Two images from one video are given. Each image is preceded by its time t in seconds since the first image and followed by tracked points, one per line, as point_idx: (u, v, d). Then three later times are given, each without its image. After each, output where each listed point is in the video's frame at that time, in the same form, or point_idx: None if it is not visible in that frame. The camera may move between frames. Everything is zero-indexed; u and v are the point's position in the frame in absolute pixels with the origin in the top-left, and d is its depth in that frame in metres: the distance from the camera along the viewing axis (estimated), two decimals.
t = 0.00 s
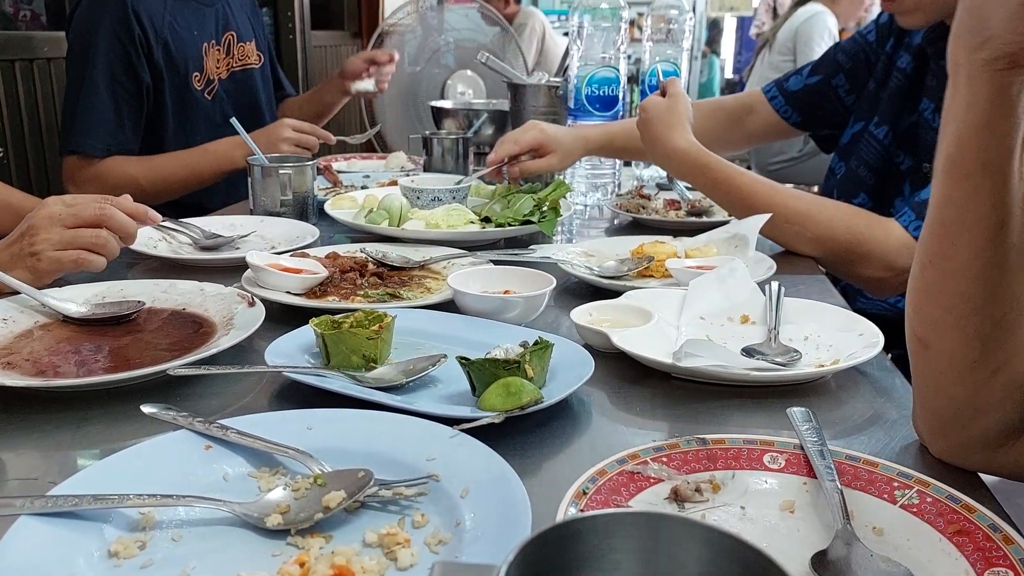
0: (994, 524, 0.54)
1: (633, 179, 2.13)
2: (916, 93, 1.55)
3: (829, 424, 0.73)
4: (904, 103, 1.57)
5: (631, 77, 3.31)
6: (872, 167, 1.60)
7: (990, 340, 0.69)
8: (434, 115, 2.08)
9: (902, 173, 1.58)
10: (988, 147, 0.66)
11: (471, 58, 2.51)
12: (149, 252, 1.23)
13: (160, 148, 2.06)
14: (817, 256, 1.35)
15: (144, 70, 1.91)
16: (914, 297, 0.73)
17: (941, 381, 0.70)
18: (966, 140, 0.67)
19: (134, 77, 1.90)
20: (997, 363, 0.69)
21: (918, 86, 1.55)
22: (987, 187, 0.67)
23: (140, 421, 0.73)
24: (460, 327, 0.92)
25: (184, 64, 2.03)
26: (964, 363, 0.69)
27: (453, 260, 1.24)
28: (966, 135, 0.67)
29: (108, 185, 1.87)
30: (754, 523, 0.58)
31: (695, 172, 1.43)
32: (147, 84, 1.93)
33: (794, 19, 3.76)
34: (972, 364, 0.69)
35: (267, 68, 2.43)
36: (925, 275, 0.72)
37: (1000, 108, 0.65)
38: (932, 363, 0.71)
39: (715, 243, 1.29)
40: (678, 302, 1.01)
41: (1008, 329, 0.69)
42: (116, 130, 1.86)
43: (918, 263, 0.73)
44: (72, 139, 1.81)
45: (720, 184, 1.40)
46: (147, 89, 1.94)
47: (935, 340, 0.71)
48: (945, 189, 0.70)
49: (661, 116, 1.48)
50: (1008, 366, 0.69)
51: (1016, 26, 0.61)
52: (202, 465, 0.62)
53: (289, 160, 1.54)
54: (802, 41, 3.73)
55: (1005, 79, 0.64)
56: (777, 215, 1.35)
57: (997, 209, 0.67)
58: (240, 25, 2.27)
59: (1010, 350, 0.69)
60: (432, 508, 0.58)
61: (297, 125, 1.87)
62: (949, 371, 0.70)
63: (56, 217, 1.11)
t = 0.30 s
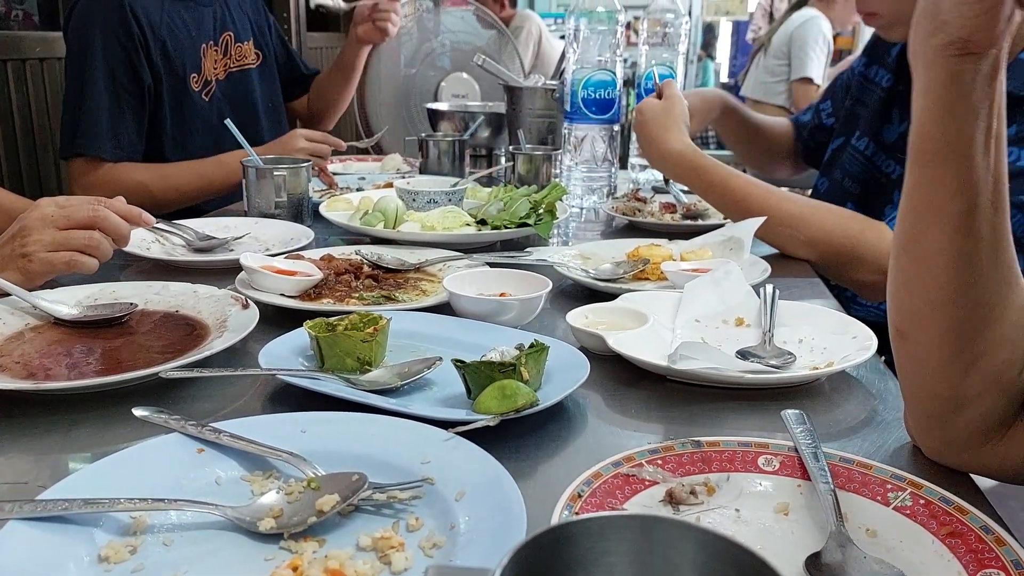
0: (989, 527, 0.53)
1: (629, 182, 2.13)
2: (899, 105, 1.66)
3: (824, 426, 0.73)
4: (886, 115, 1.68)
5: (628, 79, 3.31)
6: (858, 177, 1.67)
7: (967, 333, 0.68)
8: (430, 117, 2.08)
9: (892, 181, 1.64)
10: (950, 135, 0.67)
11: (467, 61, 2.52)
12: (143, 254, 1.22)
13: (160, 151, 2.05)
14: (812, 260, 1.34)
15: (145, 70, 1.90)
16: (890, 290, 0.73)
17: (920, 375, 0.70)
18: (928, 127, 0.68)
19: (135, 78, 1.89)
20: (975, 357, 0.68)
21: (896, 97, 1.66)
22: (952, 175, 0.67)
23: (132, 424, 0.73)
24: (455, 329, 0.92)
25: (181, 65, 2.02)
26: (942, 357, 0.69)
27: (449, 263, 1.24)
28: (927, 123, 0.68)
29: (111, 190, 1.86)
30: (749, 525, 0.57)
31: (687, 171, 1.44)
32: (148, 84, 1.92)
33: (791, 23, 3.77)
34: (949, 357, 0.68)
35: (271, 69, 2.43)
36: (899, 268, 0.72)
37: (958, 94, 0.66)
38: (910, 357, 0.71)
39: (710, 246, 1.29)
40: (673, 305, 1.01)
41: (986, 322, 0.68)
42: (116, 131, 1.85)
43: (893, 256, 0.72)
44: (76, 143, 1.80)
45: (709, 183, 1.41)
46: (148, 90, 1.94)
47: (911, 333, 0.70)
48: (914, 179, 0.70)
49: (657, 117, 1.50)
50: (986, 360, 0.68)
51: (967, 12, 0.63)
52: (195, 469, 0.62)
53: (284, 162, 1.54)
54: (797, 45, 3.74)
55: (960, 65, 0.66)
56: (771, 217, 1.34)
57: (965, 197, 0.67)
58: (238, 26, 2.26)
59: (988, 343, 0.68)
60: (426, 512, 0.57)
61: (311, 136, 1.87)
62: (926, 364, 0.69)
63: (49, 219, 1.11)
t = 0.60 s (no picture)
0: (984, 530, 0.54)
1: (627, 185, 2.13)
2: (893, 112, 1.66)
3: (821, 430, 0.73)
4: (879, 122, 1.68)
5: (625, 83, 3.32)
6: (851, 181, 1.70)
7: (961, 334, 0.68)
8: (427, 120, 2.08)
9: (885, 187, 1.64)
10: (945, 136, 0.67)
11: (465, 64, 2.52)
12: (140, 256, 1.22)
13: (162, 156, 2.05)
14: (808, 263, 1.35)
15: (149, 76, 1.91)
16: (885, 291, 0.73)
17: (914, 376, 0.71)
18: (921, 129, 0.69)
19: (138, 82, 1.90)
20: (969, 357, 0.69)
21: (890, 105, 1.66)
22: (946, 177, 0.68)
23: (129, 427, 0.73)
24: (452, 332, 0.92)
25: (187, 73, 2.03)
26: (936, 357, 0.69)
27: (446, 265, 1.24)
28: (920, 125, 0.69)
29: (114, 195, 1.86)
30: (746, 529, 0.57)
31: (684, 175, 1.45)
32: (152, 90, 1.93)
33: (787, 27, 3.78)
34: (944, 358, 0.69)
35: (280, 76, 2.43)
36: (894, 269, 0.72)
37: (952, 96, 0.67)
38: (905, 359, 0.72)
39: (707, 249, 1.29)
40: (671, 308, 1.01)
41: (980, 323, 0.68)
42: (117, 135, 1.85)
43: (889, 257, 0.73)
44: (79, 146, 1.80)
45: (706, 188, 1.42)
46: (152, 95, 1.94)
47: (906, 333, 0.71)
48: (908, 181, 0.71)
49: (652, 127, 1.52)
50: (978, 361, 0.69)
51: (960, 14, 0.64)
52: (192, 471, 0.62)
53: (282, 165, 1.53)
54: (794, 49, 3.76)
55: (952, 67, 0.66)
56: (767, 220, 1.35)
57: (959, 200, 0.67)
58: (246, 31, 2.26)
59: (982, 343, 0.69)
60: (422, 515, 0.57)
61: (308, 141, 1.89)
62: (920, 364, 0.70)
63: (46, 221, 1.11)
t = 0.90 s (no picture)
0: (981, 531, 0.54)
1: (625, 187, 2.13)
2: (884, 117, 1.67)
3: (817, 431, 0.74)
4: (872, 124, 1.69)
5: (623, 85, 3.32)
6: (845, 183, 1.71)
7: (956, 340, 0.69)
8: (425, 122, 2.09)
9: (877, 188, 1.65)
10: (939, 142, 0.67)
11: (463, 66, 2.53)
12: (138, 258, 1.22)
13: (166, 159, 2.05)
14: (805, 264, 1.35)
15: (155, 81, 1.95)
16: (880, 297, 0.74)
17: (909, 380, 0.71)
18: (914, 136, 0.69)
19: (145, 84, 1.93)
20: (965, 363, 0.69)
21: (881, 109, 1.67)
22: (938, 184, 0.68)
23: (128, 428, 0.73)
24: (450, 334, 0.92)
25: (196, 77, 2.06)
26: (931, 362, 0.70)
27: (444, 267, 1.24)
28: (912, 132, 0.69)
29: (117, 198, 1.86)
30: (743, 530, 0.58)
31: (678, 181, 1.46)
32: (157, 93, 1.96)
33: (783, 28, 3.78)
34: (939, 363, 0.69)
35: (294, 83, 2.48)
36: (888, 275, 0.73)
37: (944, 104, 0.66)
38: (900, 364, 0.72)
39: (705, 251, 1.30)
40: (668, 309, 1.01)
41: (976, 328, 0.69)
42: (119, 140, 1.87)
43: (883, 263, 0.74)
44: (84, 147, 1.81)
45: (700, 193, 1.43)
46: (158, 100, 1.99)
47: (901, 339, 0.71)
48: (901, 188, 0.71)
49: (644, 135, 1.52)
50: (975, 366, 0.69)
51: (953, 23, 0.63)
52: (189, 473, 0.62)
53: (280, 166, 1.54)
54: (792, 51, 3.77)
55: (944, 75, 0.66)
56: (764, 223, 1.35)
57: (954, 206, 0.67)
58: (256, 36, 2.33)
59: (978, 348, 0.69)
60: (420, 516, 0.58)
61: (307, 143, 1.90)
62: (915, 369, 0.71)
63: (43, 223, 1.11)
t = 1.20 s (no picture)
0: (982, 535, 0.54)
1: (623, 191, 2.13)
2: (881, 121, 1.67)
3: (817, 434, 0.73)
4: (868, 129, 1.70)
5: (621, 88, 3.33)
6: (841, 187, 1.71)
7: (945, 337, 0.69)
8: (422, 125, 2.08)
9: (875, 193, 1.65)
10: (922, 141, 0.66)
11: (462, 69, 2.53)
12: (135, 261, 1.22)
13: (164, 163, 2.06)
14: (802, 267, 1.35)
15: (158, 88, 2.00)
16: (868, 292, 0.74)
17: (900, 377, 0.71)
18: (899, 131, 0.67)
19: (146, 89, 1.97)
20: (955, 362, 0.69)
21: (878, 114, 1.68)
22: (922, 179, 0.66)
23: (124, 431, 0.72)
24: (448, 337, 0.92)
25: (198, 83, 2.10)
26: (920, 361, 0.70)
27: (442, 270, 1.24)
28: (896, 125, 0.67)
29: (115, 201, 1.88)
30: (743, 533, 0.57)
31: (676, 183, 1.46)
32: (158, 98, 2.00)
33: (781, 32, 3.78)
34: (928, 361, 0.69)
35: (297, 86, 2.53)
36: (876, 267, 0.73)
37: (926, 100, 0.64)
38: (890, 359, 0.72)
39: (704, 254, 1.30)
40: (667, 312, 1.01)
41: (963, 325, 0.68)
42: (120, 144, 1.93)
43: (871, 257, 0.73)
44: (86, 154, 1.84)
45: (697, 195, 1.43)
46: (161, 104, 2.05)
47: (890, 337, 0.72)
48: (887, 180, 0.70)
49: (642, 138, 1.51)
50: (966, 365, 0.69)
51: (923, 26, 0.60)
52: (186, 475, 0.62)
53: (278, 168, 1.53)
54: (790, 55, 3.78)
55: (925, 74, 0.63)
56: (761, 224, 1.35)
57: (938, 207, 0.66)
58: (262, 43, 2.34)
59: (968, 346, 0.69)
60: (419, 519, 0.57)
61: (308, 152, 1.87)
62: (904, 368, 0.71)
63: (39, 224, 1.10)
